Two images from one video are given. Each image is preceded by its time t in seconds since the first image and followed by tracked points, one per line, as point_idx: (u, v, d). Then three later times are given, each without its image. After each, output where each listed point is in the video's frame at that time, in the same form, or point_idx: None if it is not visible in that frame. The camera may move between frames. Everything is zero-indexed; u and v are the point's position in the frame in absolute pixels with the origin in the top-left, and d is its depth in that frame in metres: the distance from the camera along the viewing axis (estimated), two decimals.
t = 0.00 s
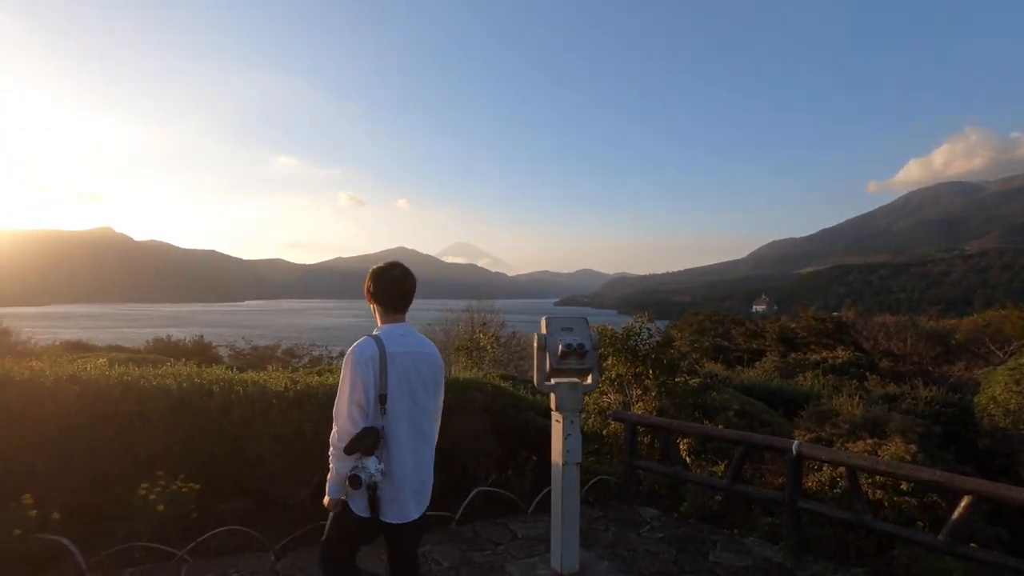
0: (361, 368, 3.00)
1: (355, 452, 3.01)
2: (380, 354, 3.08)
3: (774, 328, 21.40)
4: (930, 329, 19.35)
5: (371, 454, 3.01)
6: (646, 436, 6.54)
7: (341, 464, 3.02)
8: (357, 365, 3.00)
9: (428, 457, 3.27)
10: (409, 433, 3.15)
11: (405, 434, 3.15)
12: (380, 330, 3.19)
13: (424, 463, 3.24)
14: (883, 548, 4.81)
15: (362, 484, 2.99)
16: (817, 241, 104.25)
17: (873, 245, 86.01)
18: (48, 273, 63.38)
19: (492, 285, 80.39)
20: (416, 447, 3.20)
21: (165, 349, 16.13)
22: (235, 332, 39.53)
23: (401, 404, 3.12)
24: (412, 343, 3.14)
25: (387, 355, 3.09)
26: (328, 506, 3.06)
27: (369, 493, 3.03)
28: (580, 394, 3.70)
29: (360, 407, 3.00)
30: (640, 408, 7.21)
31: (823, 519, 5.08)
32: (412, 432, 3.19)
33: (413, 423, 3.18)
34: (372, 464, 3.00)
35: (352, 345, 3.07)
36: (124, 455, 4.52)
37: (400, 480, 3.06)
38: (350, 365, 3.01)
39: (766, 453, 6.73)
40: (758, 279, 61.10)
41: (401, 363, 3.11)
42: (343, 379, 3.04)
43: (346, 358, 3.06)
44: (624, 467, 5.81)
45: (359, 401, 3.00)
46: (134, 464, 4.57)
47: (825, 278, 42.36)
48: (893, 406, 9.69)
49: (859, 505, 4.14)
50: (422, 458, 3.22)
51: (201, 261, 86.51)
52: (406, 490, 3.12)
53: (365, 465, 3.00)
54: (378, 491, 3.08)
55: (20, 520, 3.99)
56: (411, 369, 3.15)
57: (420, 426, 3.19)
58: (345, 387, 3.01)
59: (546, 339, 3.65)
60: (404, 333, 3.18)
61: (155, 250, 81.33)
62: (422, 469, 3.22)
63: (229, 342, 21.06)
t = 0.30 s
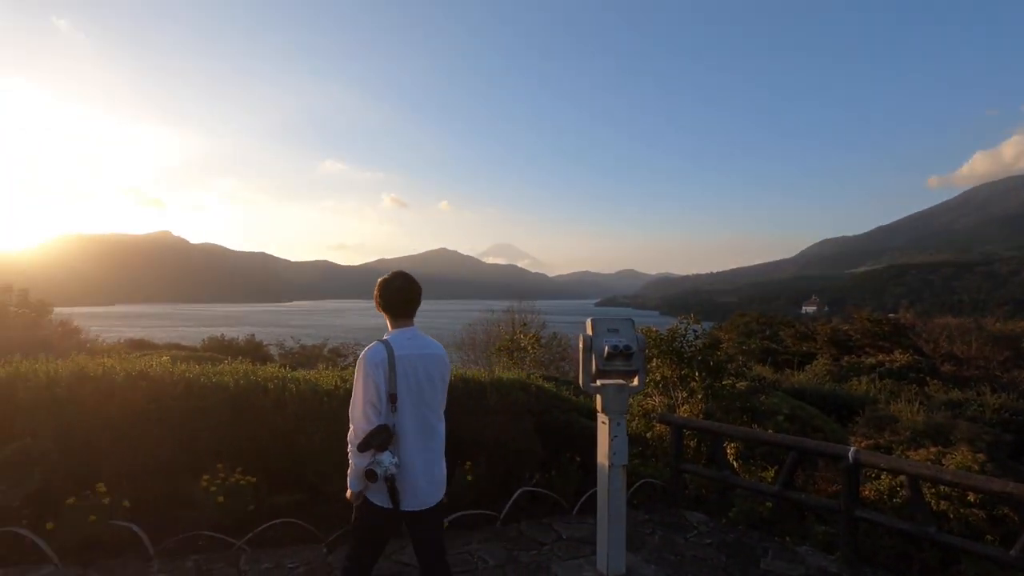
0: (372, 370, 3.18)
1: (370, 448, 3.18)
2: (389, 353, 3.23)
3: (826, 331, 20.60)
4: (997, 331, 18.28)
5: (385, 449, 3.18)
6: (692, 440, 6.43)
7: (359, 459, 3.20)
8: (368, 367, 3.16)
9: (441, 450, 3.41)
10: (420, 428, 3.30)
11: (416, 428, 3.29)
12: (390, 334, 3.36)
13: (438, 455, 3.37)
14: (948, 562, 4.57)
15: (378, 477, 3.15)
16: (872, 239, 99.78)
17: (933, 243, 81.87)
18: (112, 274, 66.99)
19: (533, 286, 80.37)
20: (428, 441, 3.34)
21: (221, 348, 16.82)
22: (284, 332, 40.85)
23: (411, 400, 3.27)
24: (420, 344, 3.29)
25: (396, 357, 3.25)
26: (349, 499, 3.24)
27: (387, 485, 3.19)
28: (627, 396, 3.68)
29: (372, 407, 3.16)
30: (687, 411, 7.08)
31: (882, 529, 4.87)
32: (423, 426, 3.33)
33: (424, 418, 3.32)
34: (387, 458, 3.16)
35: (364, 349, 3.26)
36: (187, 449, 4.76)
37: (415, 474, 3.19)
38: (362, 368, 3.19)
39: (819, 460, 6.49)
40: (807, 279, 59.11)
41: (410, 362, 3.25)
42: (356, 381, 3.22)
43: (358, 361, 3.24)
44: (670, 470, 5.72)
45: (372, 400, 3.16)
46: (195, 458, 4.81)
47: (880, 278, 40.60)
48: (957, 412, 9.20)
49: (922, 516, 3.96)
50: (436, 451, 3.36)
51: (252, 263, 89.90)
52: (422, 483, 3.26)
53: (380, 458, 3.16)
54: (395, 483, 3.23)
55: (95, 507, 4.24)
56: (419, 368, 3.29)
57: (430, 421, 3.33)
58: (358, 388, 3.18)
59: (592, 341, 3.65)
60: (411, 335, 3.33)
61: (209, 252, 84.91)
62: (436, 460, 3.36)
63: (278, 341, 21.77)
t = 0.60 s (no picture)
0: (376, 361, 3.72)
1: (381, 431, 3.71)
2: (391, 347, 3.75)
3: (881, 333, 19.78)
4: None
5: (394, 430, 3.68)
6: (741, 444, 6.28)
7: (372, 442, 3.72)
8: (372, 359, 3.70)
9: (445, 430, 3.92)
10: (424, 410, 3.81)
11: (421, 411, 3.81)
12: (392, 330, 3.89)
13: (443, 434, 3.88)
14: None
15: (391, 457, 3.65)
16: (931, 237, 95.01)
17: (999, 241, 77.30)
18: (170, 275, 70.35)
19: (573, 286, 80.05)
20: (434, 421, 3.85)
21: (272, 347, 17.47)
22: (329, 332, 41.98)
23: (414, 387, 3.79)
24: (417, 336, 3.80)
25: (397, 349, 3.76)
26: (366, 479, 3.77)
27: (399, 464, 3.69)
28: (674, 398, 3.63)
29: (379, 393, 3.70)
30: (733, 415, 6.92)
31: (946, 541, 4.65)
32: (428, 408, 3.85)
33: (428, 401, 3.83)
34: (396, 439, 3.67)
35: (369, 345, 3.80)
36: (244, 444, 4.99)
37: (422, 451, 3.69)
38: (368, 361, 3.74)
39: (876, 468, 6.24)
40: (860, 279, 56.84)
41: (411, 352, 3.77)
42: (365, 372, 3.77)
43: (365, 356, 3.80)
44: (717, 474, 5.62)
45: (378, 388, 3.70)
46: (251, 454, 5.03)
47: (941, 279, 38.61)
48: None
49: (990, 528, 3.76)
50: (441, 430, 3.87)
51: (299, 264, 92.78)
52: (429, 458, 3.77)
53: (391, 440, 3.68)
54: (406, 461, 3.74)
55: (160, 496, 4.51)
56: (420, 358, 3.80)
57: (435, 404, 3.84)
58: (366, 379, 3.74)
59: (639, 342, 3.62)
60: (411, 329, 3.84)
61: (259, 254, 88.10)
62: (442, 439, 3.87)
63: (325, 341, 22.41)
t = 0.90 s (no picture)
0: (390, 354, 3.88)
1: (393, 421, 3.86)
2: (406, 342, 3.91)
3: (929, 336, 19.06)
4: None
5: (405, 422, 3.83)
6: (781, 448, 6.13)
7: (386, 432, 3.89)
8: (386, 352, 3.88)
9: (458, 424, 4.02)
10: (436, 403, 3.93)
11: (433, 404, 3.94)
12: (411, 326, 4.06)
13: (454, 428, 3.98)
14: None
15: (401, 446, 3.79)
16: (984, 235, 90.78)
17: None
18: (213, 276, 72.78)
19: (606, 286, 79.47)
20: (445, 415, 3.97)
21: (310, 346, 17.89)
22: (365, 332, 42.71)
23: (426, 381, 3.93)
24: (432, 332, 3.93)
25: (411, 343, 3.92)
26: (382, 467, 3.93)
27: (409, 454, 3.83)
28: (713, 401, 3.57)
29: (391, 385, 3.86)
30: (773, 418, 6.77)
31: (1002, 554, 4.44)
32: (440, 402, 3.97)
33: (439, 396, 3.95)
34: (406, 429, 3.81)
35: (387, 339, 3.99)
36: (286, 440, 5.15)
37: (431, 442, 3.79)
38: (384, 354, 3.92)
39: (925, 476, 6.01)
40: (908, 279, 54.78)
41: (425, 348, 3.91)
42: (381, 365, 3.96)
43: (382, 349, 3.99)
44: (756, 479, 5.50)
45: (390, 380, 3.86)
46: (293, 450, 5.19)
47: (996, 279, 36.86)
48: None
49: None
50: (452, 424, 3.98)
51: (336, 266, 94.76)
52: (438, 451, 3.86)
53: (402, 430, 3.83)
54: (417, 452, 3.87)
55: (208, 490, 4.70)
56: (434, 354, 3.93)
57: (446, 399, 3.95)
58: (381, 371, 3.91)
59: (676, 344, 3.57)
60: (427, 326, 3.99)
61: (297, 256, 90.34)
62: (453, 433, 3.97)
63: (361, 341, 22.85)
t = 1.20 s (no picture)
0: (414, 350, 4.08)
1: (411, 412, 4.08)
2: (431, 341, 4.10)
3: (977, 338, 18.34)
4: None
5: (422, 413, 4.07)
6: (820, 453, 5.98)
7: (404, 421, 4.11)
8: (411, 347, 4.08)
9: (473, 422, 4.18)
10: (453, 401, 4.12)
11: (450, 401, 4.13)
12: (438, 325, 4.24)
13: (469, 427, 4.15)
14: None
15: (415, 436, 4.05)
16: None
17: None
18: (250, 277, 74.75)
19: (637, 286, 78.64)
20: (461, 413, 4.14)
21: (343, 346, 18.22)
22: (395, 333, 43.23)
23: (446, 379, 4.11)
24: (456, 332, 4.10)
25: (435, 341, 4.10)
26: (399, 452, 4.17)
27: (423, 443, 4.08)
28: (750, 403, 3.51)
29: (413, 378, 4.06)
30: (812, 422, 6.60)
31: None
32: (456, 401, 4.15)
33: (457, 394, 4.12)
34: (422, 420, 4.06)
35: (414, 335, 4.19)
36: (322, 438, 5.28)
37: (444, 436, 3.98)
38: (409, 349, 4.13)
39: (974, 483, 5.78)
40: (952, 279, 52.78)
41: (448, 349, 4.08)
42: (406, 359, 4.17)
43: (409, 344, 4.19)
44: (794, 484, 5.38)
45: (412, 373, 4.06)
46: (330, 447, 5.31)
47: None
48: None
49: None
50: (466, 422, 4.15)
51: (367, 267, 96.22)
52: (450, 445, 4.05)
53: (418, 422, 4.03)
54: (431, 444, 4.08)
55: (249, 485, 4.85)
56: (456, 353, 4.10)
57: (463, 397, 4.12)
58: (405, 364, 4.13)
59: (712, 346, 3.52)
60: (453, 327, 4.15)
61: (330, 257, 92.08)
62: (467, 431, 4.14)
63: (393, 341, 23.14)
